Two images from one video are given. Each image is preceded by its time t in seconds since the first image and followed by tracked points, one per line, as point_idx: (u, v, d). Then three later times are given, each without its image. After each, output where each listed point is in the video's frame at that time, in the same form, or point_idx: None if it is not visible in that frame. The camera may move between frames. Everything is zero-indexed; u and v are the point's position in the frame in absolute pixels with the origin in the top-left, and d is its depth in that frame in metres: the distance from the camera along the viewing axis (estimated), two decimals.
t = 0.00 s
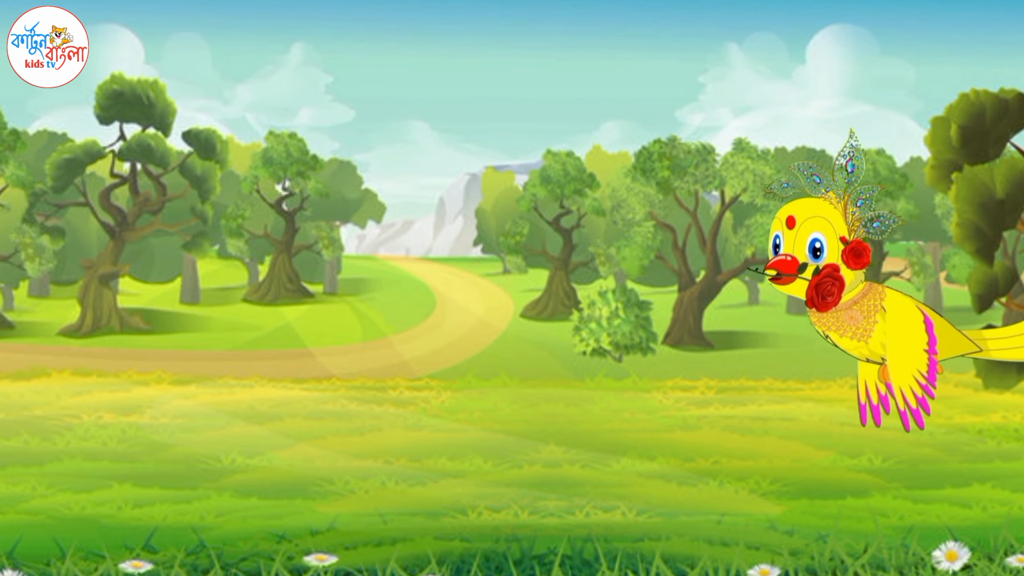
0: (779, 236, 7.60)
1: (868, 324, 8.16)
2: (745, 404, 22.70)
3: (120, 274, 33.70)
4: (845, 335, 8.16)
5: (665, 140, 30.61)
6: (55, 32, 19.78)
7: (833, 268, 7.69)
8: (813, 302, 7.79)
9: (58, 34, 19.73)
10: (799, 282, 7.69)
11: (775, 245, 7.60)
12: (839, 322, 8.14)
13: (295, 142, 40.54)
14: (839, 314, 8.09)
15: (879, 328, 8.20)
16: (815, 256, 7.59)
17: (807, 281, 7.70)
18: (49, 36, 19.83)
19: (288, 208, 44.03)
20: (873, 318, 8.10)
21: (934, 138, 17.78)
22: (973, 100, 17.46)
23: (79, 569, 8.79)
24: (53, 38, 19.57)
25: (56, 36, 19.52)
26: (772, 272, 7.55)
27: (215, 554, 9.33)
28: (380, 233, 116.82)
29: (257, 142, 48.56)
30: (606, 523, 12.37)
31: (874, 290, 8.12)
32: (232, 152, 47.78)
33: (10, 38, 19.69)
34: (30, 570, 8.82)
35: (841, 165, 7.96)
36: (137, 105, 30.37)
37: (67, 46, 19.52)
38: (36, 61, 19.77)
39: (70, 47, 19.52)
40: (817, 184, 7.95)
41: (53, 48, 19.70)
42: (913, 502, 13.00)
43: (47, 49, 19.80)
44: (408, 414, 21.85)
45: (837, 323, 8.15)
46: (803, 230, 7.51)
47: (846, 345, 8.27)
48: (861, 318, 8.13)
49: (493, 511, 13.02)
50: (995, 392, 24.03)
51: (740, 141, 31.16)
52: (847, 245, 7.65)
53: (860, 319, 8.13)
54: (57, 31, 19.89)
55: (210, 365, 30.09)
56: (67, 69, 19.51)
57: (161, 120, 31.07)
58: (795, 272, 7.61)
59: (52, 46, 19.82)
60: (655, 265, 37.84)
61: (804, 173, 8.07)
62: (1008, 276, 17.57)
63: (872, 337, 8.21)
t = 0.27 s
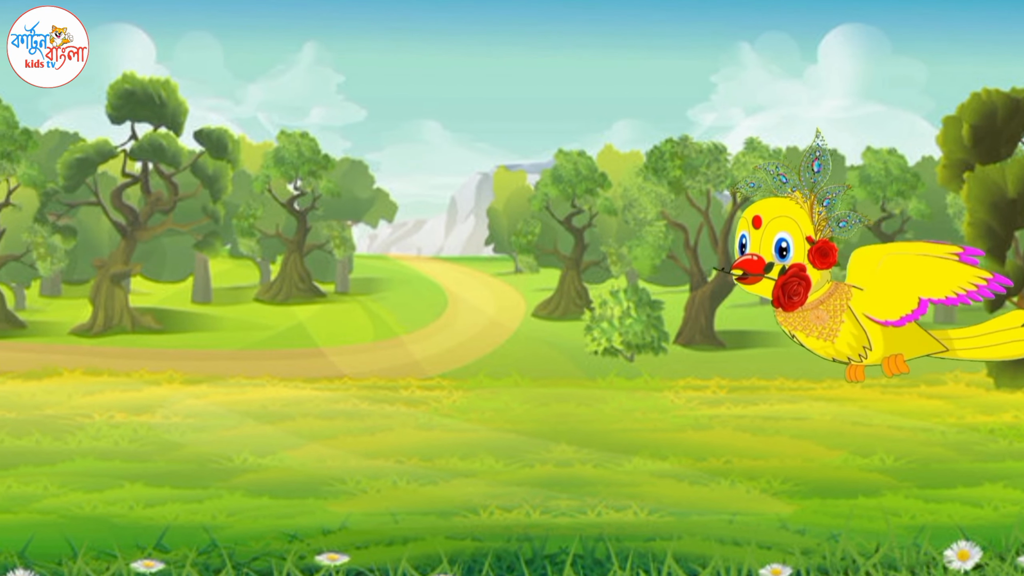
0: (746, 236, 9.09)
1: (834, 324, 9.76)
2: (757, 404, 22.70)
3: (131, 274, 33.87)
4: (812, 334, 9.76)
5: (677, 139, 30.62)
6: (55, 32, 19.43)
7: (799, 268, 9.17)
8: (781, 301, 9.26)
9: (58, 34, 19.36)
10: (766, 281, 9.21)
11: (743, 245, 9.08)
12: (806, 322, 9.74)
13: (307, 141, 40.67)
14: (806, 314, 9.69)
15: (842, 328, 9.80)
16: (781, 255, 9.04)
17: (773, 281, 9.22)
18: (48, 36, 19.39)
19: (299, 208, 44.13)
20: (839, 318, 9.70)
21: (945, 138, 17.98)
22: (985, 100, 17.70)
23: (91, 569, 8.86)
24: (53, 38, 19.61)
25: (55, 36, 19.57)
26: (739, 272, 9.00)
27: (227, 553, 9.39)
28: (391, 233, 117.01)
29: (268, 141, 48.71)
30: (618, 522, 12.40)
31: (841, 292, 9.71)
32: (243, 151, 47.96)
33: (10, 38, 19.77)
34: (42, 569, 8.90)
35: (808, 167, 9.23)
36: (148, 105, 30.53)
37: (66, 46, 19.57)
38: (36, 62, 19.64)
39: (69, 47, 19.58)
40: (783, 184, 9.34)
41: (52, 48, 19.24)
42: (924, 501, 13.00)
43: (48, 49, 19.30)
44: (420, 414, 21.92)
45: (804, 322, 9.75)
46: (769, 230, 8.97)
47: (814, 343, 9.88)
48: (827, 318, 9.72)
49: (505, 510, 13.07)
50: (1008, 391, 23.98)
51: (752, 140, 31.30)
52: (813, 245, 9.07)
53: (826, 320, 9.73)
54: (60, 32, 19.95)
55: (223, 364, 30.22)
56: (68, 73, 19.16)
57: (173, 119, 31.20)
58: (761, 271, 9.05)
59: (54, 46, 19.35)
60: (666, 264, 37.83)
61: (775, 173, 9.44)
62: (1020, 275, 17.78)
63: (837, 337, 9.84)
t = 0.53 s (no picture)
0: (712, 236, 9.11)
1: (800, 324, 9.84)
2: (769, 403, 22.68)
3: (142, 273, 34.00)
4: (778, 334, 9.80)
5: (689, 139, 30.55)
6: (55, 32, 20.21)
7: (765, 267, 9.25)
8: (747, 300, 9.33)
9: (58, 35, 20.12)
10: (733, 280, 9.23)
11: (709, 245, 9.12)
12: (772, 321, 9.79)
13: (318, 140, 40.77)
14: (772, 314, 9.75)
15: (808, 327, 9.87)
16: (747, 254, 9.15)
17: (740, 280, 9.24)
18: (49, 37, 20.21)
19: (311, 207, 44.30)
20: (804, 317, 9.79)
21: (955, 136, 17.93)
22: (996, 99, 17.66)
23: (102, 568, 8.94)
24: (53, 38, 19.67)
25: (55, 36, 19.64)
26: (706, 271, 9.01)
27: (238, 552, 9.45)
28: (403, 232, 117.20)
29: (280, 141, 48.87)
30: (630, 521, 12.43)
31: (806, 292, 9.81)
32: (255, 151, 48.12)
33: (8, 38, 19.87)
34: (53, 569, 8.99)
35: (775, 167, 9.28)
36: (160, 104, 30.62)
37: (65, 47, 19.67)
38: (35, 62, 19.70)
39: (68, 47, 19.66)
40: (749, 184, 9.50)
41: (53, 48, 20.07)
42: (936, 500, 12.99)
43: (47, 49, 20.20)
44: (432, 413, 21.98)
45: (770, 322, 9.80)
46: (736, 230, 9.02)
47: (779, 344, 9.91)
48: (794, 318, 9.80)
49: (517, 510, 13.12)
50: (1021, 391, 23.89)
51: (764, 140, 31.45)
52: (779, 245, 9.13)
53: (792, 319, 9.80)
54: (64, 33, 20.07)
55: (235, 364, 30.33)
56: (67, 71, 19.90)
57: (184, 119, 31.29)
58: (728, 271, 9.14)
59: (53, 46, 20.20)
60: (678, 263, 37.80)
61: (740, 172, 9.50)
62: None
63: (804, 336, 9.92)
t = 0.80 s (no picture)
0: (678, 234, 8.58)
1: (766, 323, 8.89)
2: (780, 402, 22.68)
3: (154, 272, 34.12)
4: (744, 333, 8.90)
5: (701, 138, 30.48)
6: (55, 32, 20.57)
7: (731, 267, 8.55)
8: (713, 301, 8.62)
9: (58, 35, 20.52)
10: (699, 281, 8.60)
11: (675, 243, 8.57)
12: (738, 321, 8.89)
13: (330, 139, 40.89)
14: (738, 313, 8.84)
15: (774, 327, 8.90)
16: (713, 254, 8.50)
17: (706, 280, 8.59)
18: (48, 36, 20.61)
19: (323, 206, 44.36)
20: (771, 317, 8.84)
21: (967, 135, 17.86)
22: (1009, 98, 17.53)
23: (114, 568, 9.00)
24: (51, 38, 19.68)
25: (55, 36, 19.66)
26: (670, 270, 8.50)
27: (250, 551, 9.51)
28: (415, 231, 117.38)
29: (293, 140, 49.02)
30: (641, 521, 12.47)
31: (773, 291, 8.88)
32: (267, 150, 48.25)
33: (7, 37, 19.88)
34: (65, 568, 9.09)
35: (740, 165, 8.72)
36: (172, 104, 30.74)
37: (64, 47, 19.69)
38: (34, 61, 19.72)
39: (67, 47, 19.69)
40: (714, 183, 8.78)
41: (52, 47, 20.47)
42: (947, 499, 12.99)
43: (47, 49, 20.55)
44: (443, 413, 22.06)
45: (736, 321, 8.89)
46: (702, 229, 8.46)
47: (746, 344, 9.00)
48: (760, 317, 8.86)
49: (528, 509, 13.17)
50: None
51: (775, 140, 31.45)
52: (745, 245, 8.49)
53: (758, 319, 8.87)
54: (67, 34, 20.11)
55: (247, 363, 30.46)
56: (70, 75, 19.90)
57: (196, 118, 31.39)
58: (694, 271, 8.55)
59: (54, 46, 20.55)
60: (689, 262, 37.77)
61: (707, 171, 8.90)
62: None
63: (769, 337, 8.95)
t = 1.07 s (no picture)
0: (645, 235, 8.77)
1: (733, 324, 9.11)
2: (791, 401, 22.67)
3: (165, 272, 34.24)
4: (710, 333, 9.12)
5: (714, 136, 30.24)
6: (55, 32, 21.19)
7: (698, 267, 8.77)
8: (679, 300, 8.86)
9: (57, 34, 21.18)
10: (665, 280, 8.81)
11: (642, 243, 8.78)
12: (705, 321, 9.10)
13: (342, 139, 40.95)
14: (704, 313, 9.07)
15: (740, 327, 9.13)
16: (679, 254, 8.71)
17: (673, 279, 8.81)
18: (49, 36, 21.31)
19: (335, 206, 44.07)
20: (737, 317, 9.06)
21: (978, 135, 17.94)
22: (1019, 97, 17.59)
23: (125, 568, 9.07)
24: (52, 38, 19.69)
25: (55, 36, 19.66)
26: (637, 270, 8.69)
27: (262, 551, 9.54)
28: (426, 231, 117.44)
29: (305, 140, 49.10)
30: (652, 520, 12.50)
31: (738, 292, 9.12)
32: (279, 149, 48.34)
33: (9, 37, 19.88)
34: (76, 569, 9.11)
35: (707, 166, 8.99)
36: (183, 103, 30.86)
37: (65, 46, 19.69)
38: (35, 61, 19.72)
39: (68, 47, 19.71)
40: (682, 183, 9.02)
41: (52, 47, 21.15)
42: (959, 499, 12.98)
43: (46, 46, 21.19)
44: (455, 412, 22.11)
45: (703, 322, 9.12)
46: (668, 229, 8.65)
47: (713, 343, 9.25)
48: (727, 317, 9.08)
49: (540, 509, 13.21)
50: None
51: (787, 139, 31.36)
52: (711, 245, 8.67)
53: (724, 319, 9.09)
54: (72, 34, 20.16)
55: (259, 363, 30.57)
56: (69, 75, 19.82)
57: (207, 118, 31.50)
58: (661, 271, 8.73)
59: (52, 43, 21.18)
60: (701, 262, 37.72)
61: (673, 171, 9.16)
62: None
63: (736, 337, 9.18)
